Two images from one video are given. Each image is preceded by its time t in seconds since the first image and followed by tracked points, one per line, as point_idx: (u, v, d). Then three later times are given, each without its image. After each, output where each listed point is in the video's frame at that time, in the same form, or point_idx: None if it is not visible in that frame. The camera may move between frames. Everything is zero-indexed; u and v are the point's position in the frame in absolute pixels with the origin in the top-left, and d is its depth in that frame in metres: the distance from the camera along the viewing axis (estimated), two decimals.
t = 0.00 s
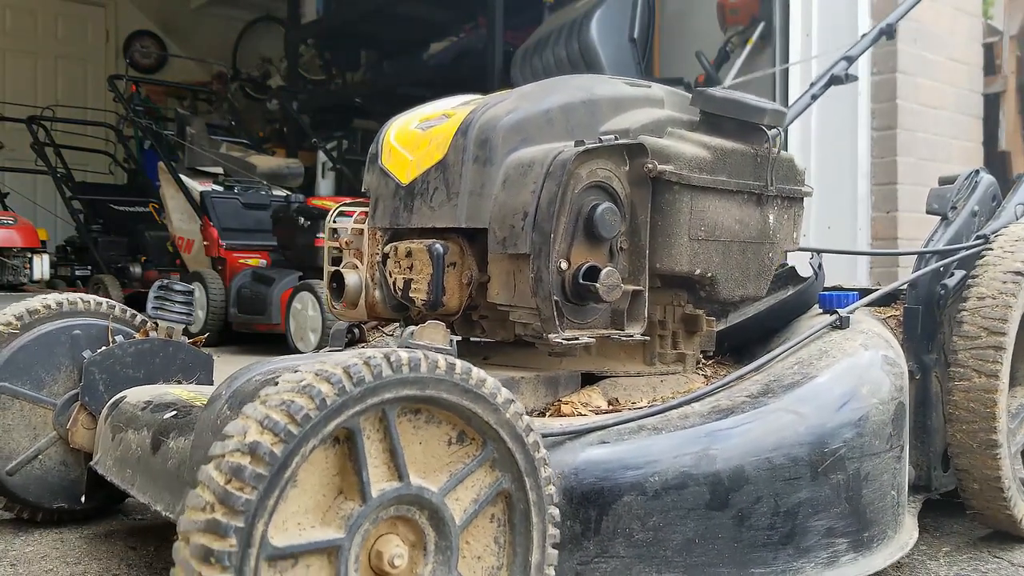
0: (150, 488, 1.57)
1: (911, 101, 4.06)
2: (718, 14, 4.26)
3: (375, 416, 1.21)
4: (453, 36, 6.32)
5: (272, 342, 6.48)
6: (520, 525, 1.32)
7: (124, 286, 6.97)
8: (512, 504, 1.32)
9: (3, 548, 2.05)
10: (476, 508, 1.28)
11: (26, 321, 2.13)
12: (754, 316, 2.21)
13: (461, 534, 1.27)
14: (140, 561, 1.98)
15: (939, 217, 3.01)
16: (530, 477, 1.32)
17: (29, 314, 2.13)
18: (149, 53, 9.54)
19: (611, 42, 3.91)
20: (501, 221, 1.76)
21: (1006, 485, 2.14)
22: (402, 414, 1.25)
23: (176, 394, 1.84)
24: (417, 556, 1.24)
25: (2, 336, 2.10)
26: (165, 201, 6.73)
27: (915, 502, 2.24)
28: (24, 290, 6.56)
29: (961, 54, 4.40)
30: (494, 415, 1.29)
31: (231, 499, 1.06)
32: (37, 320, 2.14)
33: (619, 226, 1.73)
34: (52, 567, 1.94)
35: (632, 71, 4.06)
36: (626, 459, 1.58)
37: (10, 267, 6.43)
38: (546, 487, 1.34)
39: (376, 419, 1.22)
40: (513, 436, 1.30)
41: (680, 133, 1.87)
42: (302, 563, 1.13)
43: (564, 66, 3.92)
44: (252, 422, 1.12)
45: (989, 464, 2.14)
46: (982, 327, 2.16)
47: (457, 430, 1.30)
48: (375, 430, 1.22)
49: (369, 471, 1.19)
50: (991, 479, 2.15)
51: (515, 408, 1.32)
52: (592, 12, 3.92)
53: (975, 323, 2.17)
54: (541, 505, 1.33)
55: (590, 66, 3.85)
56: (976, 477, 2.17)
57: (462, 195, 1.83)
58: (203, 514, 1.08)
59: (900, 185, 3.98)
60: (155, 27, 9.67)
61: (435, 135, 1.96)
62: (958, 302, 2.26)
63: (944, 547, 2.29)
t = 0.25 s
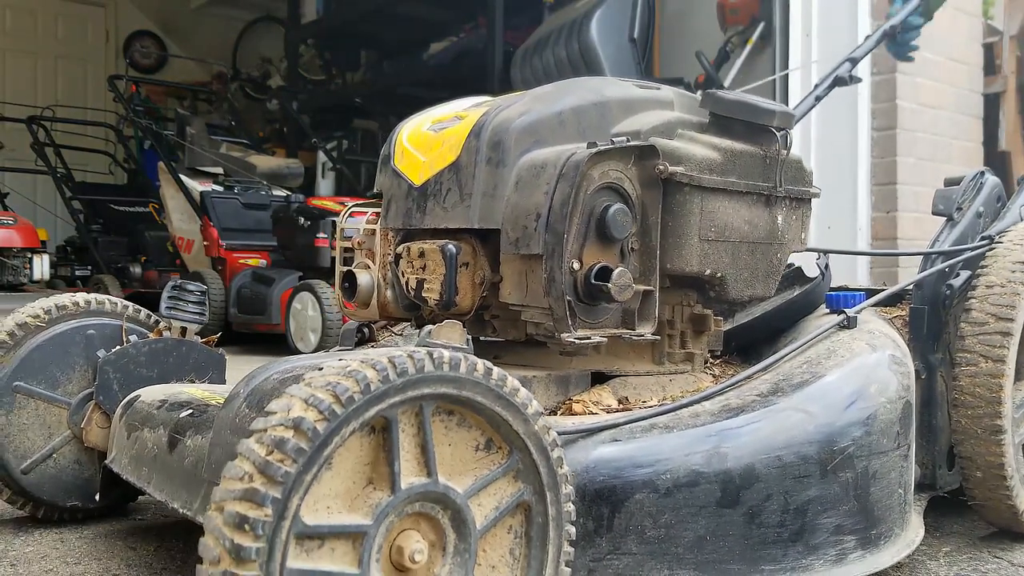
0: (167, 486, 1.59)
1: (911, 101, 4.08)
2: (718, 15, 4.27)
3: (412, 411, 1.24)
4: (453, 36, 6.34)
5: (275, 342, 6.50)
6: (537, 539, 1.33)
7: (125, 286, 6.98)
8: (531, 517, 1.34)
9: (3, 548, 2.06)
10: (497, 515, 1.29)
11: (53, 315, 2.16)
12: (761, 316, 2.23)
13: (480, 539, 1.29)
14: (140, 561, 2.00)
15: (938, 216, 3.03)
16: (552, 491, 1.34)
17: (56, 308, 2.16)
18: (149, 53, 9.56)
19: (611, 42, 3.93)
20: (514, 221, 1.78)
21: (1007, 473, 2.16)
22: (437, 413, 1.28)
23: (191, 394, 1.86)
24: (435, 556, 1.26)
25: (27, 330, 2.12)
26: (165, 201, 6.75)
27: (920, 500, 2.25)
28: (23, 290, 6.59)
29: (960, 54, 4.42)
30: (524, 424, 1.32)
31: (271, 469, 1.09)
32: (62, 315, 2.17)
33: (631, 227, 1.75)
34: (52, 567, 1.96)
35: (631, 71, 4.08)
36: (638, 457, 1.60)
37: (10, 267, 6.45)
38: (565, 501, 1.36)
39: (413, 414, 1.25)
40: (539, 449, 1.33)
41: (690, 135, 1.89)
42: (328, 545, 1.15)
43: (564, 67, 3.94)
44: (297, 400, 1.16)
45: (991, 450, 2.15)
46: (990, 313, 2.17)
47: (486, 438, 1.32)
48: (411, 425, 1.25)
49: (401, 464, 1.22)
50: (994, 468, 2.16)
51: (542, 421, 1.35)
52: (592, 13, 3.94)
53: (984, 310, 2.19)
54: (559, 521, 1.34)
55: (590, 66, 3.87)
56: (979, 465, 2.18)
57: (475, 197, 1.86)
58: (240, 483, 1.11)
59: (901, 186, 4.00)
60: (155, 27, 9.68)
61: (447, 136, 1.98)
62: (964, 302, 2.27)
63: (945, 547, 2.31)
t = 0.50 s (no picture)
0: (162, 487, 1.58)
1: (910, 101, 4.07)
2: (718, 15, 4.27)
3: (401, 412, 1.23)
4: (453, 36, 6.33)
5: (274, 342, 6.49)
6: (532, 535, 1.33)
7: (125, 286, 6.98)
8: (526, 513, 1.33)
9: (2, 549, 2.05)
10: (491, 514, 1.29)
11: (45, 317, 2.16)
12: (760, 316, 2.23)
13: (474, 538, 1.29)
14: (140, 561, 1.99)
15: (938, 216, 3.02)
16: (546, 487, 1.33)
17: (49, 309, 2.16)
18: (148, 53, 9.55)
19: (611, 42, 3.92)
20: (510, 222, 1.78)
21: (1008, 476, 2.15)
22: (427, 414, 1.27)
23: (187, 394, 1.85)
24: (430, 556, 1.25)
25: (21, 332, 2.13)
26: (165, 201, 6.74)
27: (919, 501, 2.25)
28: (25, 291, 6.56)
29: (961, 53, 4.41)
30: (516, 421, 1.31)
31: (259, 477, 1.09)
32: (56, 317, 2.17)
33: (627, 227, 1.75)
34: (52, 567, 1.95)
35: (631, 71, 4.08)
36: (634, 458, 1.60)
37: (10, 267, 6.45)
38: (560, 497, 1.36)
39: (403, 415, 1.24)
40: (532, 445, 1.32)
41: (687, 134, 1.88)
42: (320, 550, 1.15)
43: (564, 67, 3.93)
44: (284, 406, 1.15)
45: (991, 454, 2.15)
46: (989, 317, 2.17)
47: (478, 436, 1.32)
48: (401, 426, 1.24)
49: (392, 465, 1.21)
50: (993, 470, 2.16)
51: (535, 417, 1.34)
52: (593, 12, 3.93)
53: (982, 313, 2.18)
54: (554, 517, 1.34)
55: (590, 66, 3.87)
56: (978, 468, 2.18)
57: (472, 197, 1.85)
58: (230, 492, 1.10)
59: (901, 185, 3.99)
60: (155, 27, 9.68)
61: (444, 136, 1.98)
62: (962, 302, 2.27)
63: (945, 548, 2.30)
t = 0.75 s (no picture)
0: (160, 486, 1.58)
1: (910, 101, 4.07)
2: (718, 15, 4.27)
3: (397, 413, 1.23)
4: (453, 36, 6.32)
5: (274, 341, 6.49)
6: (530, 534, 1.33)
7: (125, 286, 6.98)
8: (523, 512, 1.33)
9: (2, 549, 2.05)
10: (488, 512, 1.29)
11: (43, 318, 2.15)
12: (760, 316, 2.24)
13: (472, 538, 1.28)
14: (140, 561, 1.99)
15: (938, 216, 3.02)
16: (543, 485, 1.33)
17: (46, 309, 2.15)
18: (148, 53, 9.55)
19: (611, 42, 3.92)
20: (509, 222, 1.77)
21: (1007, 477, 2.15)
22: (423, 414, 1.27)
23: (185, 394, 1.85)
24: (428, 556, 1.25)
25: (18, 333, 2.12)
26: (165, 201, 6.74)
27: (919, 501, 2.25)
28: (24, 291, 6.56)
29: (961, 53, 4.41)
30: (512, 420, 1.31)
31: (254, 481, 1.09)
32: (53, 317, 2.16)
33: (626, 227, 1.74)
34: (52, 567, 1.95)
35: (631, 71, 4.08)
36: (632, 459, 1.59)
37: (10, 267, 6.44)
38: (557, 495, 1.35)
39: (398, 416, 1.24)
40: (529, 444, 1.32)
41: (686, 134, 1.88)
42: (317, 553, 1.15)
43: (564, 67, 3.93)
44: (278, 408, 1.15)
45: (991, 455, 2.14)
46: (988, 318, 2.16)
47: (475, 435, 1.32)
48: (397, 426, 1.24)
49: (388, 466, 1.21)
50: (993, 470, 2.15)
51: (532, 415, 1.34)
52: (592, 13, 3.93)
53: (981, 315, 2.18)
54: (552, 515, 1.34)
55: (590, 66, 3.87)
56: (978, 469, 2.18)
57: (471, 196, 1.85)
58: (224, 496, 1.10)
59: (900, 185, 3.99)
60: (155, 27, 9.68)
61: (443, 135, 1.97)
62: (962, 302, 2.26)
63: (945, 548, 2.30)
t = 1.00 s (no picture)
0: (160, 486, 1.58)
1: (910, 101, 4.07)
2: (718, 15, 4.27)
3: (397, 413, 1.23)
4: (453, 36, 6.32)
5: (273, 341, 6.49)
6: (530, 534, 1.33)
7: (125, 285, 6.98)
8: (523, 512, 1.33)
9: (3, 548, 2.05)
10: (489, 512, 1.29)
11: (42, 318, 2.15)
12: (760, 317, 2.23)
13: (472, 537, 1.28)
14: (140, 561, 1.99)
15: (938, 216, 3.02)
16: (543, 485, 1.33)
17: (45, 310, 2.15)
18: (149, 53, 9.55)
19: (611, 42, 3.92)
20: (509, 220, 1.77)
21: (1007, 477, 2.15)
22: (424, 414, 1.27)
23: (185, 394, 1.85)
24: (428, 556, 1.25)
25: (17, 333, 2.12)
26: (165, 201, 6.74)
27: (919, 501, 2.25)
28: (24, 291, 6.56)
29: (961, 53, 4.41)
30: (512, 420, 1.31)
31: (255, 481, 1.08)
32: (53, 317, 2.16)
33: (626, 226, 1.74)
34: (52, 567, 1.95)
35: (631, 71, 4.08)
36: (632, 458, 1.59)
37: (10, 267, 6.44)
38: (557, 495, 1.35)
39: (399, 416, 1.24)
40: (529, 443, 1.32)
41: (686, 133, 1.88)
42: (317, 553, 1.14)
43: (564, 67, 3.93)
44: (279, 408, 1.15)
45: (991, 455, 2.14)
46: (988, 318, 2.16)
47: (475, 435, 1.31)
48: (397, 426, 1.24)
49: (388, 466, 1.21)
50: (993, 471, 2.15)
51: (532, 415, 1.34)
52: (593, 13, 3.93)
53: (981, 315, 2.17)
54: (552, 515, 1.34)
55: (590, 66, 3.87)
56: (978, 469, 2.18)
57: (471, 195, 1.85)
58: (225, 495, 1.10)
59: (900, 185, 3.99)
60: (155, 27, 9.67)
61: (444, 134, 1.97)
62: (961, 302, 2.27)
63: (945, 547, 2.30)
